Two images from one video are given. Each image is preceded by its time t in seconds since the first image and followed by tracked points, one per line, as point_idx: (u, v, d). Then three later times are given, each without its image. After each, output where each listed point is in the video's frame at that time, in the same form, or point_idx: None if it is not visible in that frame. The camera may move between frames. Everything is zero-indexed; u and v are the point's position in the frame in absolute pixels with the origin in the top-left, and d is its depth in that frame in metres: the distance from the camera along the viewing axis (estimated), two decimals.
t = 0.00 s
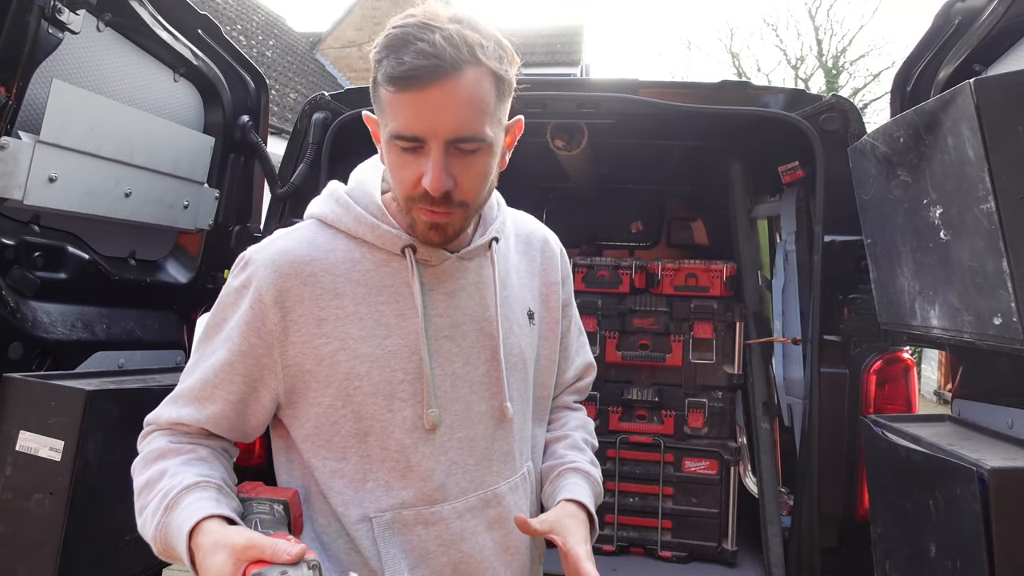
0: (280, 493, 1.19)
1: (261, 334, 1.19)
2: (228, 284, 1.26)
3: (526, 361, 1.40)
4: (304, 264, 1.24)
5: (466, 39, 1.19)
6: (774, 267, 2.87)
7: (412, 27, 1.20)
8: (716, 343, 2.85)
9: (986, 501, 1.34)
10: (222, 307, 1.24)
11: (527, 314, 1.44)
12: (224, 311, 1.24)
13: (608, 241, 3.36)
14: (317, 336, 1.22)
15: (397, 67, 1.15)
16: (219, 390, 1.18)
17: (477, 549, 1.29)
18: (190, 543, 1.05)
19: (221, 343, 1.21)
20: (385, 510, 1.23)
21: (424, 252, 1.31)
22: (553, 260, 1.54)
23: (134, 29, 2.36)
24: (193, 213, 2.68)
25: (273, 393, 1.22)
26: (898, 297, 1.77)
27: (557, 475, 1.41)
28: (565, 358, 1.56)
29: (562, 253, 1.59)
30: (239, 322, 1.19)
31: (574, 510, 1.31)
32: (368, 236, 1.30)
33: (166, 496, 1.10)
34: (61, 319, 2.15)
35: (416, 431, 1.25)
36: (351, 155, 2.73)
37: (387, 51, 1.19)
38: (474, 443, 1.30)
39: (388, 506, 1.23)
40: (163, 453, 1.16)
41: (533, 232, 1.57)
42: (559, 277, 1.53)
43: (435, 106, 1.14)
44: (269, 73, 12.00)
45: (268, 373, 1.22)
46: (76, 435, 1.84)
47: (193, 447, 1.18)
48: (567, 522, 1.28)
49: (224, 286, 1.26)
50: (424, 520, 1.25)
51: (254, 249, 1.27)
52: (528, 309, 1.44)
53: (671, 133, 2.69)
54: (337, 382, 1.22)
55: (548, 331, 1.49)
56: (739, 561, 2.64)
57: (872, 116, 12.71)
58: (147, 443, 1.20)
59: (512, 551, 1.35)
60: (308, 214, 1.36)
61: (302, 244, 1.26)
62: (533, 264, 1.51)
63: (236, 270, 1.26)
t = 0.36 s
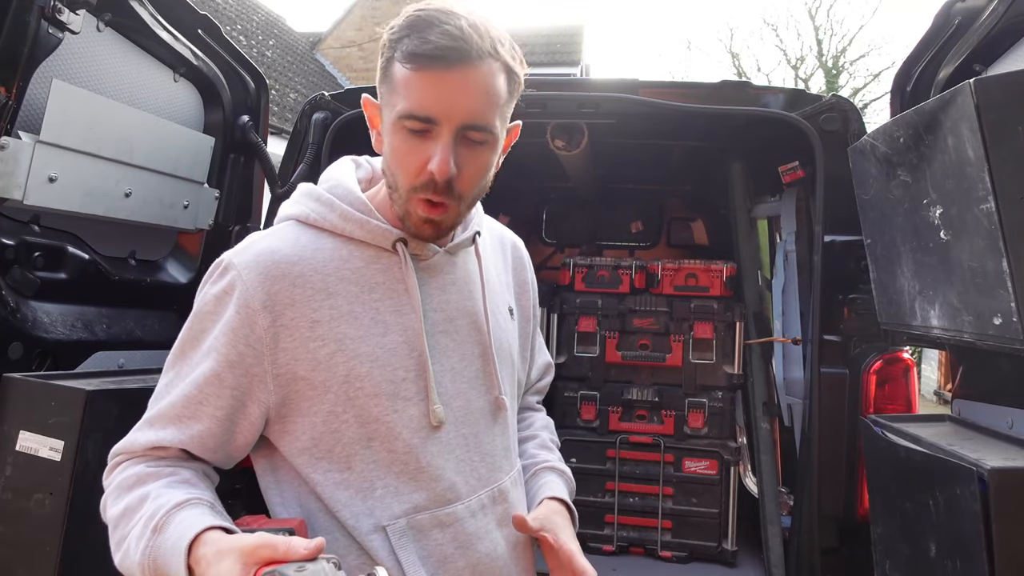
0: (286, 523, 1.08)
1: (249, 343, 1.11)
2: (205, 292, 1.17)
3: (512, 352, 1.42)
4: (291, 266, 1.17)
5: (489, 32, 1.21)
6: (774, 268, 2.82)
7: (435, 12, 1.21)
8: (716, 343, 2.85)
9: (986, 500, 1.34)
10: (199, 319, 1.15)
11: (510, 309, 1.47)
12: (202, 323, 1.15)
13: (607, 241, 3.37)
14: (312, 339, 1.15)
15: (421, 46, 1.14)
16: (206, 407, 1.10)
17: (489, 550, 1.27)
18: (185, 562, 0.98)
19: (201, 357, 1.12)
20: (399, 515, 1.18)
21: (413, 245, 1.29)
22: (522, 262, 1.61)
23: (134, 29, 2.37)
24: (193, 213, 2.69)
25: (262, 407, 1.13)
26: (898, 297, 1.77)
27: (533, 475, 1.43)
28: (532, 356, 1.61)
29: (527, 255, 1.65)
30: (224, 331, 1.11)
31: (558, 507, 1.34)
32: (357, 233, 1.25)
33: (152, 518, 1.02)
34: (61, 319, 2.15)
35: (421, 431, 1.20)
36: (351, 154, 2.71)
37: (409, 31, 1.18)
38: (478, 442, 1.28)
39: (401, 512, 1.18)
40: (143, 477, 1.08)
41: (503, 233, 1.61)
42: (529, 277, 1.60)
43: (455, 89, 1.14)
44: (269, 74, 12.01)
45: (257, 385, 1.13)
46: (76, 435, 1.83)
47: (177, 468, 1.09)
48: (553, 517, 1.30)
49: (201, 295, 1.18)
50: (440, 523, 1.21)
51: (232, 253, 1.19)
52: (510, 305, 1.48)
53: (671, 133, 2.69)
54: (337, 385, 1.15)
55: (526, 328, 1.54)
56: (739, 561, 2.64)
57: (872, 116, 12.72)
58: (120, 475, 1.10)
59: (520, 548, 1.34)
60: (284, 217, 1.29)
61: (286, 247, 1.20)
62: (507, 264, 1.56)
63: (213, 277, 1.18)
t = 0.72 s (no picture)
0: (275, 530, 1.01)
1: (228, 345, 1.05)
2: (182, 292, 1.10)
3: (497, 354, 1.41)
4: (274, 264, 1.11)
5: (492, 29, 1.22)
6: (774, 267, 2.83)
7: (438, 5, 1.21)
8: (716, 343, 2.84)
9: (986, 500, 1.34)
10: (175, 320, 1.08)
11: (495, 311, 1.47)
12: (178, 325, 1.08)
13: (607, 241, 3.36)
14: (294, 339, 1.09)
15: (426, 36, 1.14)
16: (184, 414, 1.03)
17: (482, 556, 1.24)
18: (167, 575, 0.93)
19: (178, 361, 1.06)
20: (389, 524, 1.13)
21: (399, 242, 1.26)
22: (504, 266, 1.62)
23: (134, 30, 2.37)
24: (192, 212, 2.69)
25: (243, 411, 1.07)
26: (899, 297, 1.77)
27: (520, 480, 1.42)
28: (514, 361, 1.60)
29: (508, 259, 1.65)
30: (203, 333, 1.04)
31: (547, 512, 1.33)
32: (341, 231, 1.20)
33: (129, 530, 0.96)
34: (60, 319, 2.15)
35: (411, 435, 1.16)
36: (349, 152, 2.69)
37: (412, 21, 1.18)
38: (467, 448, 1.26)
39: (391, 521, 1.14)
40: (117, 488, 1.01)
41: (485, 237, 1.62)
42: (512, 280, 1.61)
43: (459, 81, 1.14)
44: (269, 74, 12.02)
45: (237, 389, 1.06)
46: (76, 435, 1.83)
47: (154, 477, 1.03)
48: (543, 522, 1.30)
49: (178, 296, 1.11)
50: (431, 531, 1.17)
51: (209, 252, 1.12)
52: (495, 308, 1.47)
53: (672, 133, 2.68)
54: (320, 386, 1.09)
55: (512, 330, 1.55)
56: (739, 561, 2.63)
57: (872, 116, 12.72)
58: (92, 488, 1.04)
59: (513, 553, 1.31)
60: (264, 215, 1.23)
61: (268, 244, 1.13)
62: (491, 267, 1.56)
63: (190, 276, 1.11)
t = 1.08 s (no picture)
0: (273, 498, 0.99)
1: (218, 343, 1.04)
2: (170, 290, 1.10)
3: (491, 351, 1.41)
4: (262, 262, 1.11)
5: (485, 26, 1.22)
6: (774, 268, 2.83)
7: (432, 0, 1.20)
8: (716, 343, 2.84)
9: (986, 501, 1.34)
10: (163, 318, 1.08)
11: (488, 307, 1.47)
12: (166, 323, 1.07)
13: (607, 241, 3.36)
14: (287, 337, 1.09)
15: (420, 31, 1.14)
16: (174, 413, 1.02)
17: (474, 553, 1.25)
18: (162, 551, 0.92)
19: (166, 360, 1.05)
20: (382, 525, 1.14)
21: (391, 240, 1.27)
22: (497, 262, 1.62)
23: (133, 29, 2.37)
24: (192, 212, 2.69)
25: (234, 411, 1.06)
26: (898, 297, 1.77)
27: (517, 476, 1.42)
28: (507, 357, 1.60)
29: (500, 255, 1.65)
30: (191, 331, 1.03)
31: (544, 508, 1.32)
32: (331, 228, 1.20)
33: (121, 517, 0.95)
34: (60, 319, 2.15)
35: (404, 433, 1.16)
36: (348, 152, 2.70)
37: (406, 16, 1.18)
38: (461, 445, 1.26)
39: (385, 521, 1.14)
40: (107, 481, 1.00)
41: (478, 233, 1.62)
42: (504, 275, 1.61)
43: (452, 77, 1.14)
44: (269, 74, 12.02)
45: (229, 388, 1.05)
46: (76, 435, 1.83)
47: (145, 468, 1.02)
48: (539, 517, 1.29)
49: (165, 294, 1.10)
50: (424, 530, 1.18)
51: (196, 249, 1.11)
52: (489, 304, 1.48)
53: (672, 132, 2.68)
54: (312, 384, 1.09)
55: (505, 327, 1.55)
56: (739, 561, 2.63)
57: (872, 116, 12.72)
58: (81, 486, 1.03)
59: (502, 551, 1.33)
60: (251, 212, 1.23)
61: (256, 241, 1.13)
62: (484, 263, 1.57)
63: (177, 274, 1.11)
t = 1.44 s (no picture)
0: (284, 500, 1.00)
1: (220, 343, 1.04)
2: (170, 293, 1.10)
3: (490, 350, 1.41)
4: (262, 262, 1.11)
5: (475, 22, 1.22)
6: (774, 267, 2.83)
7: None
8: (716, 343, 2.84)
9: (986, 501, 1.34)
10: (164, 321, 1.07)
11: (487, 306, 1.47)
12: (167, 325, 1.07)
13: (607, 241, 3.37)
14: (288, 336, 1.09)
15: (411, 27, 1.14)
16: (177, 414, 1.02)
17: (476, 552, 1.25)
18: (174, 556, 0.92)
19: (169, 362, 1.05)
20: (385, 523, 1.14)
21: (389, 237, 1.26)
22: (494, 263, 1.62)
23: (133, 29, 2.37)
24: (192, 212, 2.69)
25: (237, 411, 1.05)
26: (898, 297, 1.77)
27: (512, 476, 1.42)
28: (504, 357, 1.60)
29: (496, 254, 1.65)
30: (193, 333, 1.03)
31: (537, 510, 1.33)
32: (330, 227, 1.21)
33: (128, 523, 0.95)
34: (60, 319, 2.15)
35: (406, 432, 1.16)
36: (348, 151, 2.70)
37: (397, 14, 1.18)
38: (462, 445, 1.26)
39: (387, 519, 1.14)
40: (113, 487, 1.01)
41: (475, 234, 1.62)
42: (501, 275, 1.61)
43: (445, 72, 1.14)
44: (269, 73, 12.02)
45: (232, 388, 1.05)
46: (76, 434, 1.83)
47: (150, 473, 1.02)
48: (532, 518, 1.29)
49: (165, 297, 1.10)
50: (427, 528, 1.18)
51: (196, 251, 1.11)
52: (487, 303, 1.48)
53: (671, 132, 2.68)
54: (314, 384, 1.09)
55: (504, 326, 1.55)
56: (739, 561, 2.64)
57: (872, 117, 12.71)
58: (86, 491, 1.03)
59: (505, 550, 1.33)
60: (249, 214, 1.23)
61: (256, 242, 1.13)
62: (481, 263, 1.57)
63: (177, 276, 1.11)
